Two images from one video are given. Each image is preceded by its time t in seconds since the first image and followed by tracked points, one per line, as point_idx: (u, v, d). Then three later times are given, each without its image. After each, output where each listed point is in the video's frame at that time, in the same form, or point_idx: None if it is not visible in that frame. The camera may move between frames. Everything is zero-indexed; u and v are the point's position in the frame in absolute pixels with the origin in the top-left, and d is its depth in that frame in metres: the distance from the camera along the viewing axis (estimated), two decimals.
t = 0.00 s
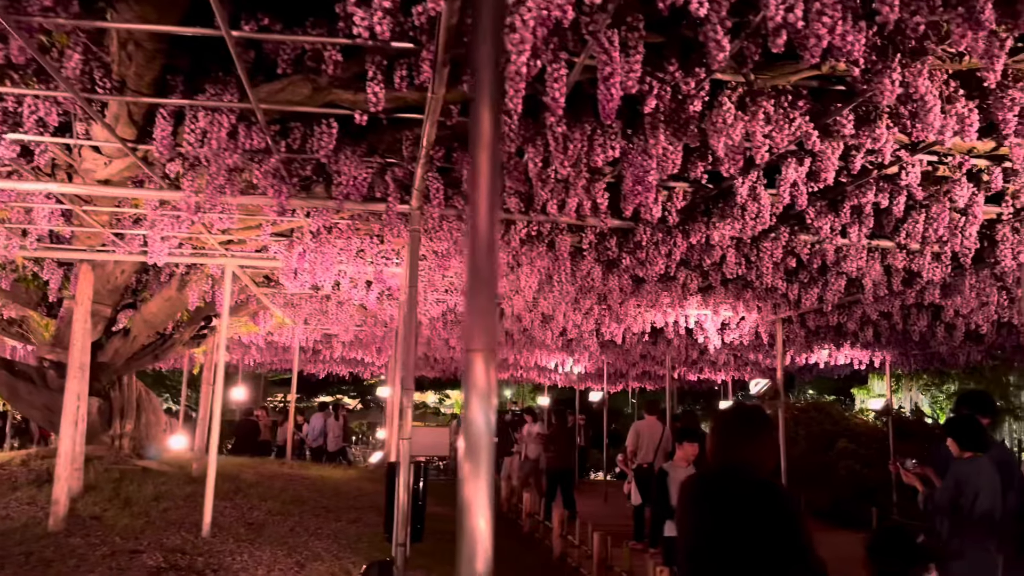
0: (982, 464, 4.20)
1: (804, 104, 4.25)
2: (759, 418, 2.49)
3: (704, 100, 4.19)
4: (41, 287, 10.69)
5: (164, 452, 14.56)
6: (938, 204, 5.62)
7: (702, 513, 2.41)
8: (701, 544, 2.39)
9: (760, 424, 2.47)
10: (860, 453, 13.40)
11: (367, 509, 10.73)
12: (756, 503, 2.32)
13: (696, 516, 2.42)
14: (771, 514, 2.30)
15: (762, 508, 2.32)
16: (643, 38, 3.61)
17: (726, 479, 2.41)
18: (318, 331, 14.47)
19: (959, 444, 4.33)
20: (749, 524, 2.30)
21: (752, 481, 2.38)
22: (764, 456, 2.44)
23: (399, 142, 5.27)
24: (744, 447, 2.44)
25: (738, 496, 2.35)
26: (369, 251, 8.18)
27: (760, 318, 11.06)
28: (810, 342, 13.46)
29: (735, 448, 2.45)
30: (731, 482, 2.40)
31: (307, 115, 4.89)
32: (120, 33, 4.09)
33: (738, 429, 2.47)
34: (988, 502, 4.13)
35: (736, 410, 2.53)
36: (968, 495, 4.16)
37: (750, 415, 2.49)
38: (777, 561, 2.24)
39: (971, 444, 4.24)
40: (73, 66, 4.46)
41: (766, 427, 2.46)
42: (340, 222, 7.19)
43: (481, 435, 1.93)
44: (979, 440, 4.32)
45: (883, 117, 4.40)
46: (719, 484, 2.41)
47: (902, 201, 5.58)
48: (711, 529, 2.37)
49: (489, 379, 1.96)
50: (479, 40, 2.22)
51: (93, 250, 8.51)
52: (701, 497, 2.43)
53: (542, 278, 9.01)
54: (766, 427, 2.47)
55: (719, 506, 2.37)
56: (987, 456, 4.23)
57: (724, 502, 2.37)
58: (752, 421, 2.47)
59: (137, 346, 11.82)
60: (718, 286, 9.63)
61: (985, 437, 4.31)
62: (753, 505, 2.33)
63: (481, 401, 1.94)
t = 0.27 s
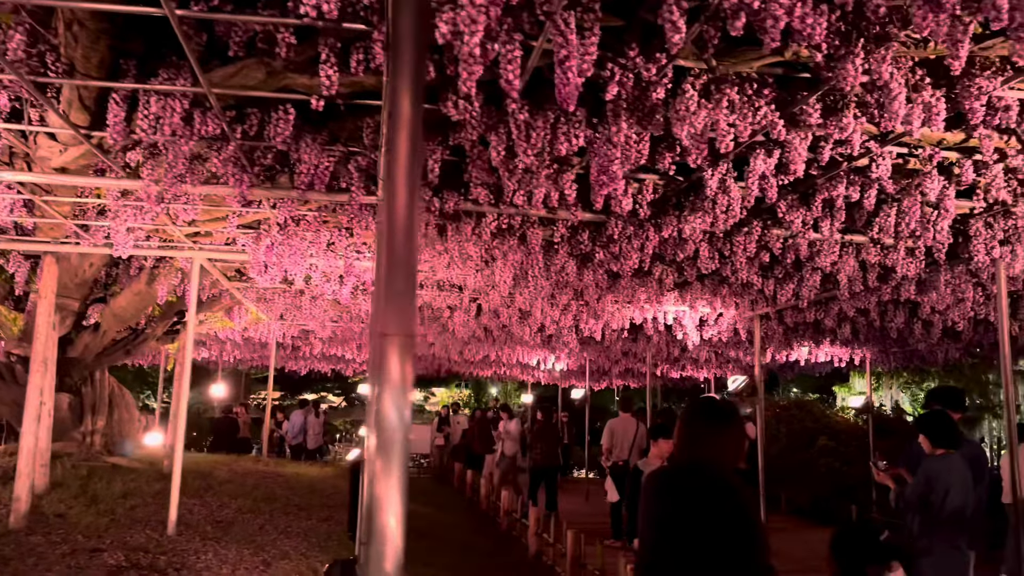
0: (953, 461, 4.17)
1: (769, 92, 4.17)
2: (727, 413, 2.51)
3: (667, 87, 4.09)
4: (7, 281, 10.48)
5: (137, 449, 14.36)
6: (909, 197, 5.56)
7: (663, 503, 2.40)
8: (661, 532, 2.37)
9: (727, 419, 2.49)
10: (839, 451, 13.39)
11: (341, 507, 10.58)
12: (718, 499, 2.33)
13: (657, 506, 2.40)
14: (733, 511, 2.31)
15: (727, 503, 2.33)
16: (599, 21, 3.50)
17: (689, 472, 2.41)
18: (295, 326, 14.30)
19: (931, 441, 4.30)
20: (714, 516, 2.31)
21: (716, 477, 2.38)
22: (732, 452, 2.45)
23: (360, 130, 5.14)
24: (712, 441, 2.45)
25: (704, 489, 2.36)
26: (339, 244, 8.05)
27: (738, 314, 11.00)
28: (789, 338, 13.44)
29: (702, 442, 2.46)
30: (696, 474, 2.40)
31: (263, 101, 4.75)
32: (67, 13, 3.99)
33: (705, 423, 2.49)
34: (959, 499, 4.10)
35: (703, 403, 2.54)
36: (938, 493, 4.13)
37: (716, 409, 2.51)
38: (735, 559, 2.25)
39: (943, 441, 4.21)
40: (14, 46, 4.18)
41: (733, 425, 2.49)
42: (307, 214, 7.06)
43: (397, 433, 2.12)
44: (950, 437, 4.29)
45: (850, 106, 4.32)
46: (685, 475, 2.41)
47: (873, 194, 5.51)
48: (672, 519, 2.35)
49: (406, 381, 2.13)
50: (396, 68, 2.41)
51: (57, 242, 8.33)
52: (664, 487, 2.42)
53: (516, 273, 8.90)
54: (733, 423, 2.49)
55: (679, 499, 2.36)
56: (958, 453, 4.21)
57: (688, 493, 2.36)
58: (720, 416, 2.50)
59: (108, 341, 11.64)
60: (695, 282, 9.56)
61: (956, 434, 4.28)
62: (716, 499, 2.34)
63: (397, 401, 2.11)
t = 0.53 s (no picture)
0: (920, 461, 4.06)
1: (728, 82, 4.06)
2: (690, 408, 2.43)
3: (624, 75, 3.97)
4: None
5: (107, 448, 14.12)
6: (876, 193, 5.47)
7: (623, 503, 2.34)
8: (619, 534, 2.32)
9: (690, 416, 2.41)
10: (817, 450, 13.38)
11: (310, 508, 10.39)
12: (675, 502, 2.31)
13: (616, 505, 2.35)
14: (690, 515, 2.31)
15: (687, 507, 2.31)
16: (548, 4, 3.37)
17: (649, 472, 2.35)
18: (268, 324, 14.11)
19: (897, 441, 4.18)
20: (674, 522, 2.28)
21: (671, 478, 2.34)
22: (695, 451, 2.39)
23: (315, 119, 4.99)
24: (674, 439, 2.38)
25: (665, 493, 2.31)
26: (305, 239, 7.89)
27: (713, 313, 10.92)
28: (765, 337, 13.39)
29: (665, 439, 2.38)
30: (660, 476, 2.34)
31: (211, 87, 4.62)
32: None
33: (668, 418, 2.41)
34: (925, 500, 4.01)
35: (665, 397, 2.44)
36: (904, 493, 4.02)
37: (679, 403, 2.42)
38: (690, 565, 2.25)
39: (910, 441, 4.10)
40: None
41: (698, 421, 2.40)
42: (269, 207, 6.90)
43: (282, 437, 1.92)
44: (917, 436, 4.18)
45: (812, 97, 4.22)
46: (647, 477, 2.35)
47: (840, 189, 5.42)
48: (630, 521, 2.31)
49: (292, 380, 1.92)
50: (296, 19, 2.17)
51: (15, 236, 8.12)
52: (625, 486, 2.36)
53: (487, 270, 8.78)
54: (696, 420, 2.41)
55: (638, 499, 2.32)
56: (925, 452, 4.10)
57: (649, 496, 2.32)
58: (683, 411, 2.41)
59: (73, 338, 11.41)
60: (668, 279, 9.46)
61: (923, 432, 4.17)
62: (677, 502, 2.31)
63: (282, 402, 1.91)
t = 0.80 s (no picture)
0: (881, 460, 3.97)
1: (685, 71, 3.97)
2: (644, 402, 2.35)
3: (577, 62, 3.86)
4: None
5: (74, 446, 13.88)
6: (840, 187, 5.41)
7: (576, 502, 2.22)
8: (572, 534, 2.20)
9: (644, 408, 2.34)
10: (792, 449, 13.39)
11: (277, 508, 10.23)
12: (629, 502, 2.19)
13: (568, 504, 2.22)
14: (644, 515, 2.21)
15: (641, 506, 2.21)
16: None
17: (602, 470, 2.24)
18: (239, 320, 13.92)
19: (859, 438, 4.09)
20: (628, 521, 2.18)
21: (622, 480, 2.23)
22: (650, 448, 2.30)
23: (266, 107, 4.86)
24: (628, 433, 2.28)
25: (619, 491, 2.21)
26: (268, 233, 7.74)
27: (686, 310, 10.87)
28: (740, 335, 13.36)
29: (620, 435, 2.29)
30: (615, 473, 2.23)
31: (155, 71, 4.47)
32: None
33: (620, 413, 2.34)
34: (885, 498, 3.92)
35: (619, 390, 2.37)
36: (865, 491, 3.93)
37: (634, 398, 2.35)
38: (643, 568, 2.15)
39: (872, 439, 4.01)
40: None
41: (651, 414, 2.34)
42: (228, 199, 6.75)
43: (151, 430, 1.60)
44: (879, 434, 4.09)
45: (770, 87, 4.14)
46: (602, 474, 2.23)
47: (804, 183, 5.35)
48: (581, 521, 2.19)
49: (163, 362, 1.62)
50: None
51: None
52: (578, 483, 2.24)
53: (455, 266, 8.67)
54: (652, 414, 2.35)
55: (590, 497, 2.20)
56: (886, 450, 4.02)
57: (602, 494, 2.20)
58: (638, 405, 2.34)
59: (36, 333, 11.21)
60: (640, 276, 9.39)
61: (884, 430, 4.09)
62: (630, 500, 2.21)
63: (151, 388, 1.59)
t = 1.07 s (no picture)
0: (838, 453, 3.85)
1: (641, 55, 3.89)
2: (595, 396, 2.30)
3: (528, 43, 3.75)
4: None
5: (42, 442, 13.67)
6: (803, 177, 5.36)
7: (521, 494, 2.15)
8: (516, 528, 2.13)
9: (593, 403, 2.28)
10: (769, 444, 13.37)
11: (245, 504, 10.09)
12: (576, 497, 2.13)
13: (513, 496, 2.16)
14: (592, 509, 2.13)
15: (589, 499, 2.15)
16: None
17: (550, 465, 2.19)
18: (211, 314, 13.75)
19: (816, 431, 3.96)
20: (575, 514, 2.11)
21: (570, 474, 2.17)
22: (599, 444, 2.26)
23: (217, 90, 4.74)
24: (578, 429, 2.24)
25: (567, 483, 2.15)
26: (232, 223, 7.61)
27: (660, 303, 10.82)
28: (716, 329, 13.34)
29: (568, 429, 2.24)
30: (564, 466, 2.19)
31: (99, 51, 4.31)
32: None
33: (567, 407, 2.27)
34: (844, 493, 3.80)
35: (569, 382, 2.33)
36: (823, 486, 3.81)
37: (582, 391, 2.29)
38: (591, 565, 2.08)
39: (831, 433, 3.88)
40: None
41: (600, 408, 2.29)
42: (187, 187, 6.61)
43: (4, 421, 1.61)
44: (837, 427, 3.97)
45: (727, 71, 4.06)
46: (550, 467, 2.19)
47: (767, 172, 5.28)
48: (525, 515, 2.13)
49: (18, 356, 1.60)
50: None
51: None
52: (525, 475, 2.19)
53: (425, 259, 8.56)
54: (603, 409, 2.30)
55: (536, 492, 2.14)
56: (844, 444, 3.89)
57: (548, 486, 2.15)
58: (587, 399, 2.28)
59: None
60: (612, 269, 9.32)
61: (843, 422, 3.97)
62: (578, 494, 2.14)
63: (3, 381, 1.59)
